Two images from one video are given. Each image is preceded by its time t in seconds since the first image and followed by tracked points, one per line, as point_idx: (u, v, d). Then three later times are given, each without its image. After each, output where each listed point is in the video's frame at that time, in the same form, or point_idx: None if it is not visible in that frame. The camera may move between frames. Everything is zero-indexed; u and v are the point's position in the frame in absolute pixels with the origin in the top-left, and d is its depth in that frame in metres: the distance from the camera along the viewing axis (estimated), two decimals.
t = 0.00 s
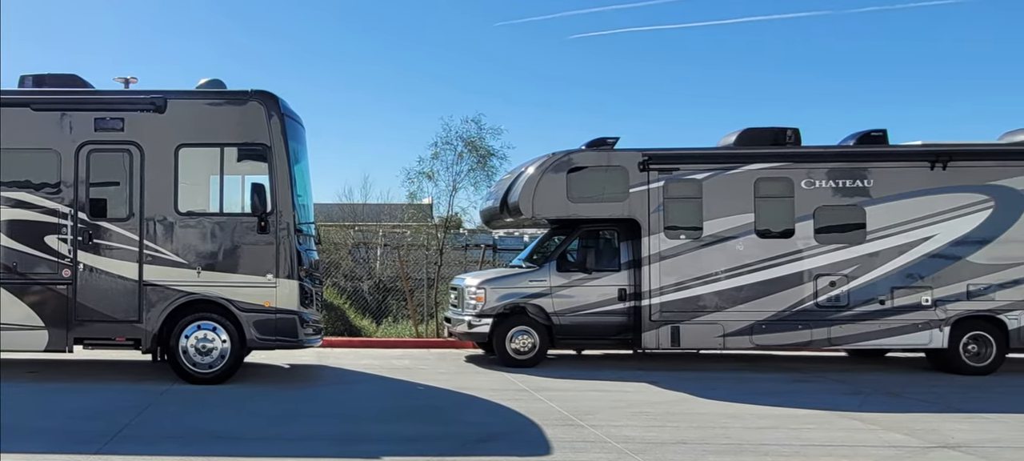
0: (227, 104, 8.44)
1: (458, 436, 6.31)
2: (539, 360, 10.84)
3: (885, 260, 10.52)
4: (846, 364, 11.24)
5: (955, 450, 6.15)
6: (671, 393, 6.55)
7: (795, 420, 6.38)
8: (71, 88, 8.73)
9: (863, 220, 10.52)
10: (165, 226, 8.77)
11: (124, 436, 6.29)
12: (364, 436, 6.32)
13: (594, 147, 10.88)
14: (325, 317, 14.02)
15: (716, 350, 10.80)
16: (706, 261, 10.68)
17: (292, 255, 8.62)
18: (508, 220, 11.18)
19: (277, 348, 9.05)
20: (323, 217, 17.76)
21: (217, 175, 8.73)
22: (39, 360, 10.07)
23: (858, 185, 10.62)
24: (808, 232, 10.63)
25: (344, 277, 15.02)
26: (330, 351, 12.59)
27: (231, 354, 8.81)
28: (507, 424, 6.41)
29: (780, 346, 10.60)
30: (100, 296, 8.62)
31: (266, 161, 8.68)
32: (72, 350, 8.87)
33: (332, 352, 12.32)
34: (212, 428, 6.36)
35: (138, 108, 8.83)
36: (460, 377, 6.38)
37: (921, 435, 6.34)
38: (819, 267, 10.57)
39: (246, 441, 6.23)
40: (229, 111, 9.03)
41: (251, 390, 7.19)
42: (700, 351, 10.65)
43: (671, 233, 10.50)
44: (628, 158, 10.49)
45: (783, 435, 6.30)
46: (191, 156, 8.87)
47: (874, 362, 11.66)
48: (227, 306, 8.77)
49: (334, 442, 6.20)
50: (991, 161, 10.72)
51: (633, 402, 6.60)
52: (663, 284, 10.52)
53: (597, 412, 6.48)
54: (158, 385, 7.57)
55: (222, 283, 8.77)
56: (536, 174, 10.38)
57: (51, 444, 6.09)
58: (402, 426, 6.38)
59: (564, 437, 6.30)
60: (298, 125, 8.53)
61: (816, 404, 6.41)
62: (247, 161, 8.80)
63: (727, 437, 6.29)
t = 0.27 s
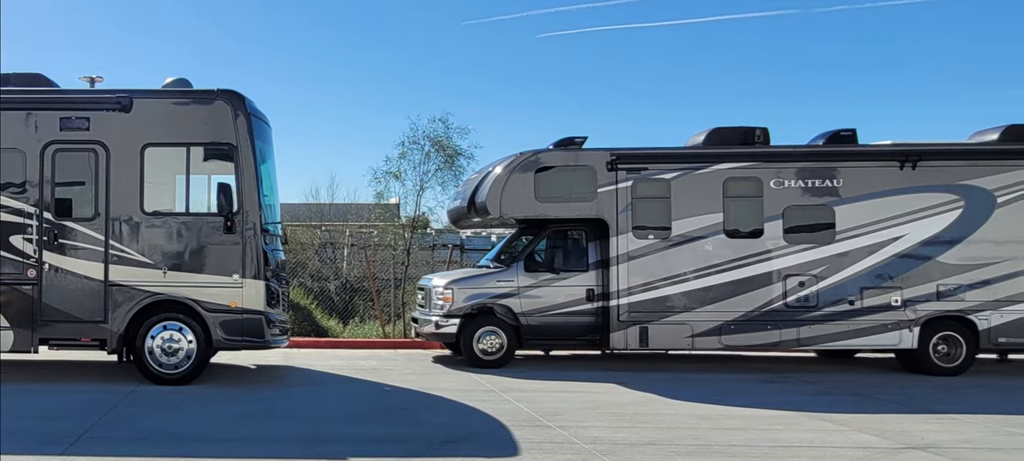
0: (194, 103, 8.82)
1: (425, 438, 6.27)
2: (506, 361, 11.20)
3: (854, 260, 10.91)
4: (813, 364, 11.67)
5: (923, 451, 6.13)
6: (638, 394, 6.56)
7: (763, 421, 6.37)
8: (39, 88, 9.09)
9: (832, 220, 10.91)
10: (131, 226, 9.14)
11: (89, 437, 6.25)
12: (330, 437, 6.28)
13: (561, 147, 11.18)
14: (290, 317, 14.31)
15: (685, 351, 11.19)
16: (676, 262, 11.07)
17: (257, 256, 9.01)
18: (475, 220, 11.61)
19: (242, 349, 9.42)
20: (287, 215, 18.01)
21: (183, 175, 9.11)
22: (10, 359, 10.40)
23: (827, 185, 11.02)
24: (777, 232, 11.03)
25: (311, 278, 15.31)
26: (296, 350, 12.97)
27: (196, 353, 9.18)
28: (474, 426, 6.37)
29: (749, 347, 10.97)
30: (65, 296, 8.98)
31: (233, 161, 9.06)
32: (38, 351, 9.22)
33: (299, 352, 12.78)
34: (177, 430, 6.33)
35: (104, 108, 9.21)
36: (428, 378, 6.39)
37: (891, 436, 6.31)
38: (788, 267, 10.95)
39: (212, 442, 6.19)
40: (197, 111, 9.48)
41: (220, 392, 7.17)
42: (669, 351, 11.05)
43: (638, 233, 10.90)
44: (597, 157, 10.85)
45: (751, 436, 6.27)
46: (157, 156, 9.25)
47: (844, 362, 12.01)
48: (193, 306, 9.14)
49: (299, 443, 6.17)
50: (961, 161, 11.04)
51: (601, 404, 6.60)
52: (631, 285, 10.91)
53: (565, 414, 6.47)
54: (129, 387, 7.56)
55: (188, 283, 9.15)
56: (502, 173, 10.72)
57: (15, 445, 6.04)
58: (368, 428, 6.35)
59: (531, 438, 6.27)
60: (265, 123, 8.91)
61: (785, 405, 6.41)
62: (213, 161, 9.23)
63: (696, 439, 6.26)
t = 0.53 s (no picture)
0: (160, 103, 9.19)
1: (392, 439, 6.23)
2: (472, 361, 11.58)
3: (824, 260, 11.43)
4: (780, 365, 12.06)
5: (894, 451, 6.10)
6: (606, 395, 6.59)
7: (732, 423, 6.36)
8: (5, 88, 9.42)
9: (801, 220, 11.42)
10: (97, 226, 9.49)
11: (54, 438, 6.21)
12: (297, 438, 6.25)
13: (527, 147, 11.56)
14: (258, 318, 14.93)
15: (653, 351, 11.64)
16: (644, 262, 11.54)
17: (222, 255, 9.40)
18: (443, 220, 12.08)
19: (209, 349, 9.80)
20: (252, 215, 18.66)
21: (149, 174, 9.47)
22: None
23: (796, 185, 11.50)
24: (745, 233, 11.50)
25: (277, 278, 16.17)
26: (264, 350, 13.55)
27: (162, 354, 9.56)
28: (440, 426, 6.36)
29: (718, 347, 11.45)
30: (30, 297, 9.34)
31: (199, 160, 9.42)
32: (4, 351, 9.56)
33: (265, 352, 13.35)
34: (143, 430, 6.30)
35: (69, 108, 9.56)
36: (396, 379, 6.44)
37: (860, 437, 6.29)
38: (757, 267, 11.45)
39: (177, 443, 6.16)
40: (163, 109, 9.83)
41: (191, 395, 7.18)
42: (637, 351, 11.51)
43: (607, 233, 11.36)
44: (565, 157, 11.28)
45: (720, 437, 6.24)
46: (122, 156, 9.60)
47: (814, 362, 12.47)
48: (159, 306, 9.50)
49: (265, 444, 6.13)
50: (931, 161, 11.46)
51: (569, 406, 6.63)
52: (599, 285, 11.39)
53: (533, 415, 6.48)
54: (98, 388, 7.57)
55: (153, 284, 9.50)
56: (468, 173, 11.07)
57: None
58: (335, 429, 6.32)
59: (499, 439, 6.24)
60: (229, 122, 9.29)
61: (755, 406, 6.43)
62: (179, 159, 9.61)
63: (664, 439, 6.23)
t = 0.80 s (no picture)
0: (124, 103, 9.36)
1: (359, 439, 6.19)
2: (439, 362, 11.76)
3: (792, 260, 11.59)
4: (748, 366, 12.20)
5: (863, 453, 6.08)
6: (574, 395, 6.59)
7: (701, 424, 6.34)
8: None
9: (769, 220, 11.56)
10: (63, 225, 9.64)
11: (17, 439, 6.15)
12: (263, 439, 6.22)
13: (495, 146, 11.70)
14: (223, 318, 15.15)
15: (622, 351, 11.80)
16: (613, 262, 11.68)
17: (187, 256, 9.56)
18: (411, 220, 12.25)
19: (176, 350, 9.97)
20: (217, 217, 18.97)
21: (114, 173, 9.62)
22: None
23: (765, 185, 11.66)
24: (715, 233, 11.62)
25: (243, 278, 16.43)
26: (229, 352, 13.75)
27: (128, 354, 9.73)
28: (407, 427, 6.33)
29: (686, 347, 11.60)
30: None
31: (163, 160, 9.57)
32: None
33: (231, 352, 13.59)
34: (109, 431, 6.27)
35: (34, 107, 9.69)
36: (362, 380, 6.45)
37: (830, 438, 6.26)
38: (726, 267, 11.59)
39: (141, 444, 6.12)
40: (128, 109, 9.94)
41: (159, 396, 7.16)
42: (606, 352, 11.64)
43: (574, 233, 11.50)
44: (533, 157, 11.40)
45: (689, 439, 6.21)
46: (87, 156, 9.75)
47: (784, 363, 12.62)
48: (125, 307, 9.67)
49: (230, 445, 6.09)
50: (901, 161, 11.58)
51: (535, 407, 6.62)
52: (567, 285, 11.52)
53: (500, 416, 6.45)
54: (67, 390, 7.53)
55: (118, 284, 9.65)
56: (434, 172, 11.19)
57: None
58: (301, 430, 6.28)
59: (467, 440, 6.19)
60: (192, 122, 9.44)
61: (724, 408, 6.43)
62: (144, 159, 9.74)
63: (632, 441, 6.20)
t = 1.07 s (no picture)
0: (90, 103, 9.70)
1: (327, 441, 6.18)
2: (406, 362, 11.96)
3: (760, 260, 11.76)
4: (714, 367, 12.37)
5: (831, 454, 6.05)
6: (542, 396, 6.60)
7: (668, 425, 6.31)
8: None
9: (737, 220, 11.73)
10: (29, 225, 9.94)
11: None
12: (229, 441, 6.18)
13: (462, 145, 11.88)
14: (189, 319, 15.42)
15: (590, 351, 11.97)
16: (580, 262, 11.84)
17: (151, 256, 9.87)
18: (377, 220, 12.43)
19: (142, 350, 10.24)
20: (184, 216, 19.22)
21: (80, 174, 9.94)
22: None
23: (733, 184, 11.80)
24: (682, 233, 11.80)
25: (209, 278, 16.66)
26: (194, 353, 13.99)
27: (94, 354, 10.00)
28: (374, 429, 6.32)
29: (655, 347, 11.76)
30: None
31: (128, 160, 9.90)
32: None
33: (197, 352, 13.88)
34: (74, 433, 6.23)
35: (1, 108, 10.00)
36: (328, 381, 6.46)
37: (798, 439, 6.23)
38: (694, 267, 11.76)
39: (106, 445, 6.09)
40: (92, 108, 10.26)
41: (128, 397, 7.14)
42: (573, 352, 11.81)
43: (541, 233, 11.69)
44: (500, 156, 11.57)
45: (656, 440, 6.19)
46: (53, 157, 10.06)
47: (751, 364, 12.81)
48: (90, 306, 9.96)
49: (196, 447, 6.07)
50: (872, 161, 11.73)
51: (502, 408, 6.64)
52: (534, 286, 11.69)
53: (467, 417, 6.43)
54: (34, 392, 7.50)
55: (84, 283, 9.95)
56: (402, 172, 11.34)
57: None
58: (268, 431, 6.27)
59: (434, 441, 6.17)
60: (157, 123, 9.77)
61: (690, 408, 6.43)
62: (109, 159, 10.07)
63: (600, 442, 6.17)
